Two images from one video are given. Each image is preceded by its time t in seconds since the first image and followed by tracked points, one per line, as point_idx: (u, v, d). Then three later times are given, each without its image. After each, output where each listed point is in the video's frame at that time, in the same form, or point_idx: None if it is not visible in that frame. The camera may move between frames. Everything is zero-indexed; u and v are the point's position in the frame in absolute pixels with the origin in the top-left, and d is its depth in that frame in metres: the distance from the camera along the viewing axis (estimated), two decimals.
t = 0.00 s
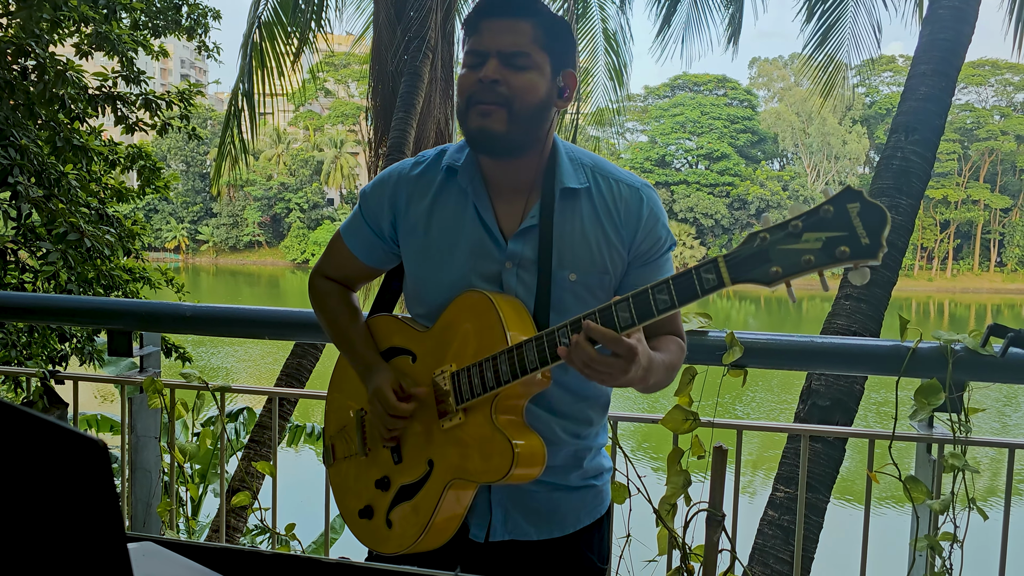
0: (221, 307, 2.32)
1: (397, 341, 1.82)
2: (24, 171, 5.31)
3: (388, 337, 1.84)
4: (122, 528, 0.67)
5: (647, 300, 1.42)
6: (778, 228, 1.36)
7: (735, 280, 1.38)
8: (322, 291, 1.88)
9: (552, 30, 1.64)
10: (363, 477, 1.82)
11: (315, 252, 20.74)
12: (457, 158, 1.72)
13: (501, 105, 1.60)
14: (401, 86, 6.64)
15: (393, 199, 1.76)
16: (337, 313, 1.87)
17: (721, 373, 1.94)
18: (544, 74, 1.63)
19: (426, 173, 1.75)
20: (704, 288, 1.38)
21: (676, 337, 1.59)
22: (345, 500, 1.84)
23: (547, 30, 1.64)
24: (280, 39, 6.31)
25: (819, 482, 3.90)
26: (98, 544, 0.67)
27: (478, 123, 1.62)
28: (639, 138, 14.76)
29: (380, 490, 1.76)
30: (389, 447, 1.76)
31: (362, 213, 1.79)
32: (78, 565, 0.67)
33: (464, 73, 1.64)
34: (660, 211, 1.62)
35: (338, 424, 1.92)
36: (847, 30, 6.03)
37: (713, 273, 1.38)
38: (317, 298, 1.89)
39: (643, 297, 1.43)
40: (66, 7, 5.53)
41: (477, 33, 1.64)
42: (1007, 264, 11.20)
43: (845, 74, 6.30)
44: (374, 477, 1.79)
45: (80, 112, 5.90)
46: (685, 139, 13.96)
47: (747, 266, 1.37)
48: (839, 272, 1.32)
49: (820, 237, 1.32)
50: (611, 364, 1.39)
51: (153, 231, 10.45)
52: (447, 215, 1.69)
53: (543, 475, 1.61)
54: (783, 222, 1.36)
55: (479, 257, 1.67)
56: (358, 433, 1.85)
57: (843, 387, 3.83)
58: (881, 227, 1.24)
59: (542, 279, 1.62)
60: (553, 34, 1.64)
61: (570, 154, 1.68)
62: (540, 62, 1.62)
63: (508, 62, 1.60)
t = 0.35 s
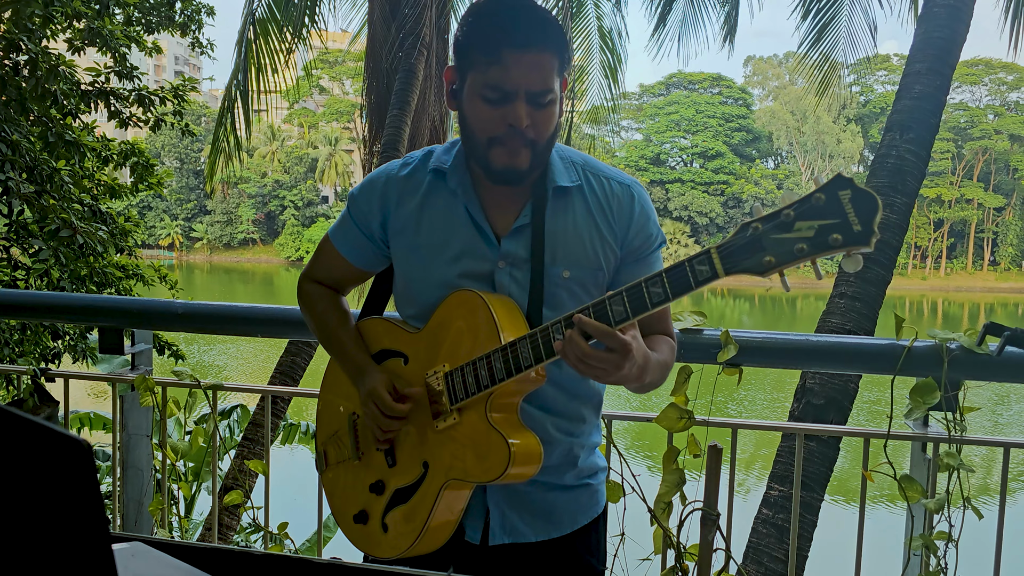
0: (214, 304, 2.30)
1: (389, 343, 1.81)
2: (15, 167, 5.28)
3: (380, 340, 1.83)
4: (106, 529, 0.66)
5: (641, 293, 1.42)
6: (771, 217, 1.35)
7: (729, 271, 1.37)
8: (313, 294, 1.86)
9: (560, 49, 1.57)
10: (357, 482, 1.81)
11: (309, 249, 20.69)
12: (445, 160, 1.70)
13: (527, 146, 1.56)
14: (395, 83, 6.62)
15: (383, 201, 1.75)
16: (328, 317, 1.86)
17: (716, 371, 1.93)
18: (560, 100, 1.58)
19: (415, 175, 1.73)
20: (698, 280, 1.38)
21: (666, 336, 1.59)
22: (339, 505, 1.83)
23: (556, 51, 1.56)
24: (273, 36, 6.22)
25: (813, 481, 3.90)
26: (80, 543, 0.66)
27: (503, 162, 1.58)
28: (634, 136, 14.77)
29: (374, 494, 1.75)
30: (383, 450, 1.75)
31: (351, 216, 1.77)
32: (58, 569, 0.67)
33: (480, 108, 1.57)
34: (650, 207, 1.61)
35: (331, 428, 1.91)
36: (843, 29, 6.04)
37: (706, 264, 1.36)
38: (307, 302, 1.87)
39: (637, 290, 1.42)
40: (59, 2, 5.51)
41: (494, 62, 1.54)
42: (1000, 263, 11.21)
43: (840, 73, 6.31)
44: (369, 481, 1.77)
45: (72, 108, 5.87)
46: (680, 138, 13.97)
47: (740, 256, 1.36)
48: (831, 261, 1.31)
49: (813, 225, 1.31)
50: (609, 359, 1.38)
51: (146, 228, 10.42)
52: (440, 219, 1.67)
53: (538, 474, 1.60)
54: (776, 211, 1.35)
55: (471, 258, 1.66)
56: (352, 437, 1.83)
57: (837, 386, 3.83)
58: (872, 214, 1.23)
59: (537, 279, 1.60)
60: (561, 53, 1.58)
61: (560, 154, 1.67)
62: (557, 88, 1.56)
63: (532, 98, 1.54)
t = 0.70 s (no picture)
0: (203, 302, 2.28)
1: (380, 339, 1.79)
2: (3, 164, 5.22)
3: (370, 336, 1.82)
4: (83, 533, 0.65)
5: (630, 293, 1.40)
6: (760, 217, 1.34)
7: (718, 270, 1.36)
8: (303, 289, 1.85)
9: (540, 47, 1.54)
10: (347, 478, 1.79)
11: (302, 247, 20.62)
12: (433, 156, 1.68)
13: (513, 147, 1.53)
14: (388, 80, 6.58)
15: (372, 199, 1.73)
16: (318, 313, 1.84)
17: (710, 369, 1.92)
18: (543, 95, 1.55)
19: (403, 171, 1.71)
20: (686, 280, 1.37)
21: (662, 331, 1.57)
22: (330, 501, 1.82)
23: (537, 49, 1.53)
24: (266, 32, 6.13)
25: (808, 479, 3.90)
26: (58, 547, 0.64)
27: (494, 164, 1.56)
28: (627, 134, 14.77)
29: (365, 490, 1.73)
30: (373, 447, 1.74)
31: (340, 212, 1.76)
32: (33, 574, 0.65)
33: (464, 114, 1.54)
34: (641, 199, 1.59)
35: (320, 423, 1.89)
36: (837, 28, 6.05)
37: (696, 264, 1.35)
38: (298, 296, 1.86)
39: (625, 289, 1.41)
40: None
41: (473, 68, 1.51)
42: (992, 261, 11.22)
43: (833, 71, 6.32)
44: (359, 477, 1.76)
45: (62, 104, 5.82)
46: (673, 135, 13.98)
47: (730, 256, 1.35)
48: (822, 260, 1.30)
49: (802, 225, 1.30)
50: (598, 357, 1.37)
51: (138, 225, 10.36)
52: (427, 217, 1.66)
53: (529, 471, 1.58)
54: (766, 211, 1.33)
55: (461, 254, 1.65)
56: (342, 432, 1.82)
57: (831, 384, 3.83)
58: (863, 215, 1.22)
59: (526, 275, 1.59)
60: (542, 50, 1.54)
61: (549, 146, 1.64)
62: (539, 86, 1.53)
63: (516, 99, 1.51)
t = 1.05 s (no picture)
0: (191, 298, 2.25)
1: (371, 337, 1.77)
2: None
3: (361, 334, 1.79)
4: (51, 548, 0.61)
5: (624, 295, 1.38)
6: (757, 220, 1.31)
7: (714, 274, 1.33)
8: (292, 286, 1.82)
9: (529, 47, 1.51)
10: (339, 477, 1.77)
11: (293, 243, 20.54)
12: (424, 154, 1.65)
13: (504, 149, 1.51)
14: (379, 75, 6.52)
15: (363, 196, 1.71)
16: (308, 311, 1.81)
17: (706, 367, 1.90)
18: (534, 95, 1.52)
19: (393, 168, 1.69)
20: (682, 283, 1.34)
21: (660, 329, 1.55)
22: (322, 500, 1.79)
23: (527, 50, 1.50)
24: (257, 27, 6.08)
25: (802, 476, 3.89)
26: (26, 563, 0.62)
27: (485, 166, 1.53)
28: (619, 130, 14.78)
29: (356, 490, 1.71)
30: (365, 446, 1.71)
31: (331, 209, 1.73)
32: None
33: (454, 118, 1.52)
34: (635, 195, 1.56)
35: (313, 422, 1.87)
36: (830, 24, 6.04)
37: (691, 267, 1.33)
38: (287, 293, 1.83)
39: (620, 291, 1.39)
40: None
41: (461, 71, 1.48)
42: (981, 259, 11.26)
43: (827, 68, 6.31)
44: (351, 477, 1.73)
45: (49, 98, 5.75)
46: (665, 132, 13.97)
47: (726, 259, 1.32)
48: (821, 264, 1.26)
49: (800, 228, 1.26)
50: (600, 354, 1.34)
51: (127, 222, 10.27)
52: (418, 216, 1.63)
53: (523, 471, 1.56)
54: (763, 213, 1.31)
55: (452, 252, 1.62)
56: (334, 431, 1.79)
57: (824, 381, 3.82)
58: (862, 218, 1.17)
59: (518, 272, 1.56)
60: (532, 50, 1.51)
61: (542, 143, 1.61)
62: (530, 86, 1.50)
63: (505, 101, 1.47)
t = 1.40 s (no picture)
0: (174, 296, 2.21)
1: (360, 333, 1.74)
2: None
3: (350, 330, 1.76)
4: None
5: (621, 283, 1.34)
6: (758, 205, 1.26)
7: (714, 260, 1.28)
8: (279, 280, 1.79)
9: (522, 33, 1.47)
10: (327, 476, 1.73)
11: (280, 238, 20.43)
12: (418, 144, 1.62)
13: (496, 137, 1.47)
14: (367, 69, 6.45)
15: (353, 187, 1.67)
16: (296, 305, 1.79)
17: (702, 366, 1.88)
18: (527, 82, 1.48)
19: (386, 158, 1.65)
20: (681, 271, 1.29)
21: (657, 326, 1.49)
22: (309, 500, 1.76)
23: (519, 35, 1.46)
24: (244, 21, 5.97)
25: (793, 472, 3.88)
26: None
27: (476, 154, 1.49)
28: (608, 126, 14.79)
29: (344, 489, 1.68)
30: (354, 444, 1.68)
31: (322, 200, 1.70)
32: None
33: (444, 106, 1.48)
34: (634, 188, 1.51)
35: (301, 420, 1.84)
36: (821, 19, 6.02)
37: (690, 254, 1.28)
38: (274, 287, 1.80)
39: (618, 280, 1.34)
40: None
41: (450, 55, 1.45)
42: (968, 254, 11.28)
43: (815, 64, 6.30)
44: (339, 476, 1.70)
45: (30, 92, 5.68)
46: (654, 127, 13.98)
47: (726, 246, 1.26)
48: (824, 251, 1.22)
49: (803, 214, 1.21)
50: (611, 336, 1.29)
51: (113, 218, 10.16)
52: (409, 206, 1.59)
53: (515, 470, 1.53)
54: (764, 197, 1.25)
55: (444, 244, 1.58)
56: (322, 429, 1.76)
57: (815, 377, 3.81)
58: (867, 202, 1.13)
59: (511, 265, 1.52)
60: (524, 36, 1.47)
61: (538, 133, 1.57)
62: (523, 71, 1.46)
63: (494, 86, 1.44)
